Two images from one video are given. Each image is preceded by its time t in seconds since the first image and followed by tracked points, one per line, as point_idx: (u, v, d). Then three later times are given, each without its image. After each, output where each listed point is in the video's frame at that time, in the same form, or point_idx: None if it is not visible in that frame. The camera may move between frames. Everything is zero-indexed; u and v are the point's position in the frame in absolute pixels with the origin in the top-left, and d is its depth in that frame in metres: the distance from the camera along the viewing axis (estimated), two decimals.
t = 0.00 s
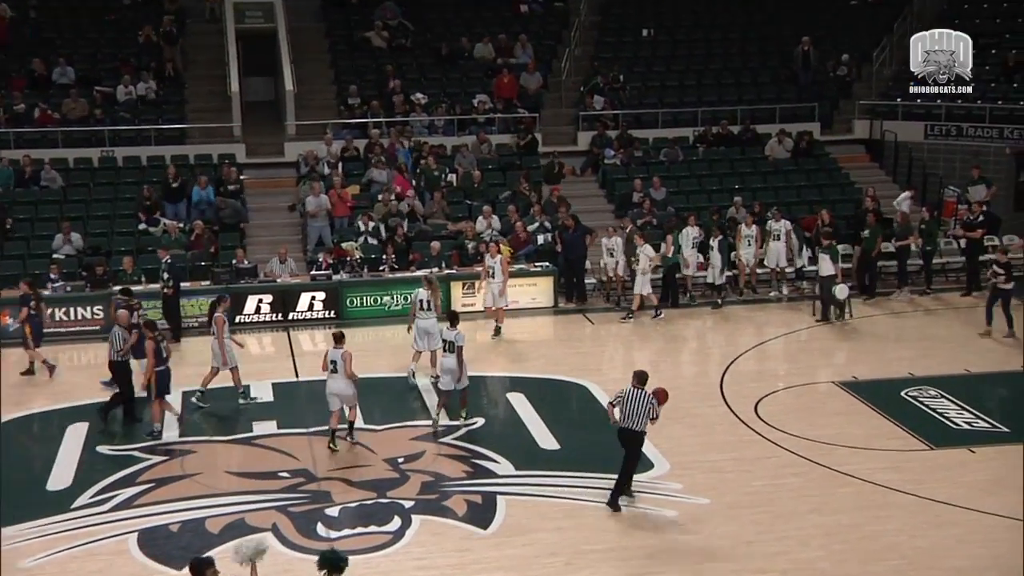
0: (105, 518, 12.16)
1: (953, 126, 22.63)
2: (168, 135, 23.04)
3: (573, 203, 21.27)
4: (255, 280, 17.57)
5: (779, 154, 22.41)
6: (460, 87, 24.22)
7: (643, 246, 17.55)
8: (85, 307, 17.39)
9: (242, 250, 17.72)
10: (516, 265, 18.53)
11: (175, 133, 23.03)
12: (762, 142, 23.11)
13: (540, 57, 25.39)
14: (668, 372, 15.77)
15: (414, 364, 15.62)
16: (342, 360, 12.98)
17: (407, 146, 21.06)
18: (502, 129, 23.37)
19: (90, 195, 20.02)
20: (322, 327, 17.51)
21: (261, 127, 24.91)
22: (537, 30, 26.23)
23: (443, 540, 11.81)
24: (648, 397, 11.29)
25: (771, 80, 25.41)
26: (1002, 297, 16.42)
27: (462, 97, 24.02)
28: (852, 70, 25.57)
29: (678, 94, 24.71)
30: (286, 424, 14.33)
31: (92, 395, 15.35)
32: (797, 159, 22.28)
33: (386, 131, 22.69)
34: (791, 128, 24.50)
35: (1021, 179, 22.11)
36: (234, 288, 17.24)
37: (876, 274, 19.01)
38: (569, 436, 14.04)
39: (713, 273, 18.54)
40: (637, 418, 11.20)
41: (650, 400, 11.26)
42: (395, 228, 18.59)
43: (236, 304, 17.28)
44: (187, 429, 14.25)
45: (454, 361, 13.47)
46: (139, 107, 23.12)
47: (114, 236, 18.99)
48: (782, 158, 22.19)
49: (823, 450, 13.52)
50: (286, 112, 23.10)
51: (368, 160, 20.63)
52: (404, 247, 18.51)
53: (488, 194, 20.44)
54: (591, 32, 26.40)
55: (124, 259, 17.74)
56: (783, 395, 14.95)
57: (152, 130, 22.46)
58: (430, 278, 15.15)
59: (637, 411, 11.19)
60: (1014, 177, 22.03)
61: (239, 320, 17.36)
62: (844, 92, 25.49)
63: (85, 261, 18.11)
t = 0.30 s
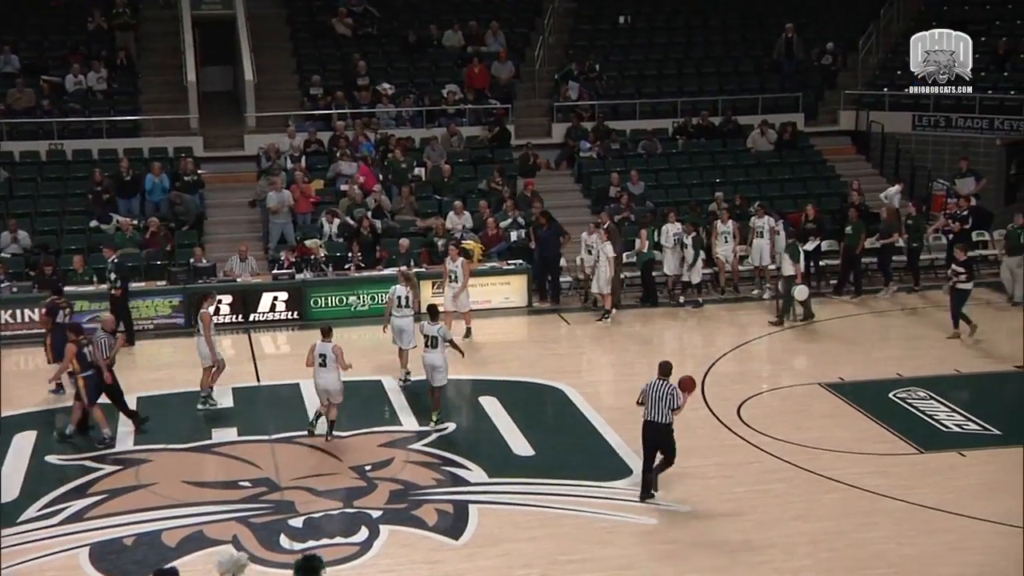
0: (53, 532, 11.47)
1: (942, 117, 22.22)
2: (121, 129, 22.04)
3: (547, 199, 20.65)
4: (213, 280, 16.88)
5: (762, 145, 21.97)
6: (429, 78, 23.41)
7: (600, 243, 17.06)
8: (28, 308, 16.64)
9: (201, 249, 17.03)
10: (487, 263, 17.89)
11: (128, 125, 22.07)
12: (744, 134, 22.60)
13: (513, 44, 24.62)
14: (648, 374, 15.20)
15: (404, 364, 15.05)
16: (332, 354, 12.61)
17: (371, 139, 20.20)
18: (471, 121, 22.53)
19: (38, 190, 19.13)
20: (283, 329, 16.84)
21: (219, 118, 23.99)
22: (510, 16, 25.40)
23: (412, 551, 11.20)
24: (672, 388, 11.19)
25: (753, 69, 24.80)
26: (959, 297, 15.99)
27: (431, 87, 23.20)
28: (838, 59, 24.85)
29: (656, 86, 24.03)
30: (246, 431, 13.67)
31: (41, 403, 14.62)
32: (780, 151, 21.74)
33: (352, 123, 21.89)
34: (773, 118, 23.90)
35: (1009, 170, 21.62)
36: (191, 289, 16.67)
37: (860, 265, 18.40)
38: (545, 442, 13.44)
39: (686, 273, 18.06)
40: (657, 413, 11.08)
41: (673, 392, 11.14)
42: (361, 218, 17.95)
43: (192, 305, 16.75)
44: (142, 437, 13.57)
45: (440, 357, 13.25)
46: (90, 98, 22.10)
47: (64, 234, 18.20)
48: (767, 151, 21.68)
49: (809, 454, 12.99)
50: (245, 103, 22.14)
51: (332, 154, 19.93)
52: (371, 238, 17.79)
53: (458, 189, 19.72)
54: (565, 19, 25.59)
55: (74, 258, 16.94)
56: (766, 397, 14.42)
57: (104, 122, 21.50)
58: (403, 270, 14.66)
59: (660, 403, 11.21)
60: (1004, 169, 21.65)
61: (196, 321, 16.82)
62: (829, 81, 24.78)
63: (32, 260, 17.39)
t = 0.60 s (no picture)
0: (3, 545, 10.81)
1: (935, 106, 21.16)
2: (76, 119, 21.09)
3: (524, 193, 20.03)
4: (174, 279, 16.21)
5: (748, 136, 21.29)
6: (400, 66, 22.52)
7: (566, 242, 16.34)
8: None
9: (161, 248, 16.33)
10: (462, 261, 17.34)
11: (82, 115, 21.09)
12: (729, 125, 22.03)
13: (487, 31, 23.72)
14: (630, 377, 14.62)
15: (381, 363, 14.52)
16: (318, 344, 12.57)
17: (337, 130, 19.67)
18: (446, 111, 21.80)
19: None
20: (248, 331, 16.18)
21: (178, 108, 22.98)
22: (485, 3, 24.47)
23: (384, 563, 10.59)
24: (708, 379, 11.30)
25: (739, 56, 24.10)
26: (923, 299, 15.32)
27: (402, 75, 22.32)
28: (827, 47, 24.07)
29: (638, 75, 23.27)
30: (209, 438, 13.01)
31: None
32: (768, 142, 21.19)
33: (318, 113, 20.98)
34: (760, 108, 23.19)
35: (1005, 162, 21.81)
36: (151, 289, 16.03)
37: (844, 262, 17.90)
38: (523, 448, 12.85)
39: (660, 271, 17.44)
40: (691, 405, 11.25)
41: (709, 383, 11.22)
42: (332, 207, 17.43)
43: (150, 305, 16.10)
44: (99, 445, 12.90)
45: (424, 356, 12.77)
46: (41, 88, 21.04)
47: (14, 231, 17.39)
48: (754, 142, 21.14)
49: (799, 459, 12.44)
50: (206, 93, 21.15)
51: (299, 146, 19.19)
52: (339, 231, 17.36)
53: (432, 183, 18.96)
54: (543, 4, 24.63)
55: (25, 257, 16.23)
56: (753, 400, 13.86)
57: (56, 112, 20.50)
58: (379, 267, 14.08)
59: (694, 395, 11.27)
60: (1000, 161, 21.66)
61: (155, 322, 16.18)
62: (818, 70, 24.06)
63: None
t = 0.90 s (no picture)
0: None
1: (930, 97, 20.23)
2: (26, 111, 19.90)
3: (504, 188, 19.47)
4: (134, 279, 15.61)
5: (737, 128, 20.87)
6: (371, 55, 21.67)
7: (530, 237, 15.78)
8: None
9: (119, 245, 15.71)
10: (438, 258, 16.73)
11: (34, 105, 20.08)
12: (717, 116, 21.52)
13: (463, 18, 22.85)
14: (612, 380, 14.06)
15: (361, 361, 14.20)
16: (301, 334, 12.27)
17: (304, 123, 18.97)
18: (419, 102, 20.92)
19: None
20: (213, 334, 15.60)
21: (136, 98, 22.03)
22: None
23: None
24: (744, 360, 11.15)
25: (726, 44, 23.43)
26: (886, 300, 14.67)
27: (373, 64, 21.44)
28: (818, 34, 23.35)
29: (621, 63, 22.49)
30: (171, 446, 12.40)
31: None
32: (756, 135, 20.72)
33: (286, 104, 20.15)
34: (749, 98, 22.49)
35: (1004, 155, 21.80)
36: (108, 289, 15.37)
37: (829, 259, 17.42)
38: (501, 455, 12.28)
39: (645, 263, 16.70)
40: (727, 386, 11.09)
41: (745, 365, 11.08)
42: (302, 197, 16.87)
43: (109, 306, 15.44)
44: (55, 454, 12.27)
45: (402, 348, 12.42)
46: None
47: None
48: (742, 135, 20.61)
49: (790, 465, 11.91)
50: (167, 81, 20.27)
51: (266, 138, 18.55)
52: (311, 228, 16.79)
53: (405, 176, 18.33)
54: None
55: None
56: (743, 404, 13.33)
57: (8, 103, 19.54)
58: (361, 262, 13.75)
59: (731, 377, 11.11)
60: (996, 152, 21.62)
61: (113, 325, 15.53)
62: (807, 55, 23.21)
63: None
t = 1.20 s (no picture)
0: None
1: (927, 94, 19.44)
2: None
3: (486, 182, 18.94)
4: (94, 279, 14.98)
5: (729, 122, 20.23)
6: (344, 42, 20.88)
7: (496, 237, 15.03)
8: None
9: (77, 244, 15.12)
10: (416, 256, 16.16)
11: None
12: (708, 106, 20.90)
13: (441, 3, 21.98)
14: (598, 385, 13.50)
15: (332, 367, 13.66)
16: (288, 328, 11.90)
17: (273, 114, 18.24)
18: (394, 92, 20.15)
19: None
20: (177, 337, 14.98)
21: (92, 86, 21.09)
22: None
23: None
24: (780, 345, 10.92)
25: (717, 31, 22.78)
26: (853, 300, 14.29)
27: (346, 53, 20.62)
28: (813, 20, 22.72)
29: (607, 52, 21.85)
30: (133, 456, 11.78)
31: None
32: (749, 127, 20.17)
33: (253, 94, 19.33)
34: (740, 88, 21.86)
35: (1008, 147, 20.37)
36: (67, 290, 14.74)
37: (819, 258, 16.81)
38: (481, 463, 11.71)
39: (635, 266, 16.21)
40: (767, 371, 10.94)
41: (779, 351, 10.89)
42: (273, 189, 16.28)
43: (67, 307, 14.80)
44: (10, 464, 11.63)
45: (392, 346, 12.09)
46: None
47: None
48: (733, 128, 20.06)
49: (784, 473, 11.37)
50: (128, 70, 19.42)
51: (233, 131, 17.85)
52: (283, 224, 16.12)
53: (380, 170, 17.70)
54: None
55: None
56: (736, 409, 12.78)
57: None
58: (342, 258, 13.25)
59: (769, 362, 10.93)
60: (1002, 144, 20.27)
61: (71, 327, 14.88)
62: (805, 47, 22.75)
63: None
